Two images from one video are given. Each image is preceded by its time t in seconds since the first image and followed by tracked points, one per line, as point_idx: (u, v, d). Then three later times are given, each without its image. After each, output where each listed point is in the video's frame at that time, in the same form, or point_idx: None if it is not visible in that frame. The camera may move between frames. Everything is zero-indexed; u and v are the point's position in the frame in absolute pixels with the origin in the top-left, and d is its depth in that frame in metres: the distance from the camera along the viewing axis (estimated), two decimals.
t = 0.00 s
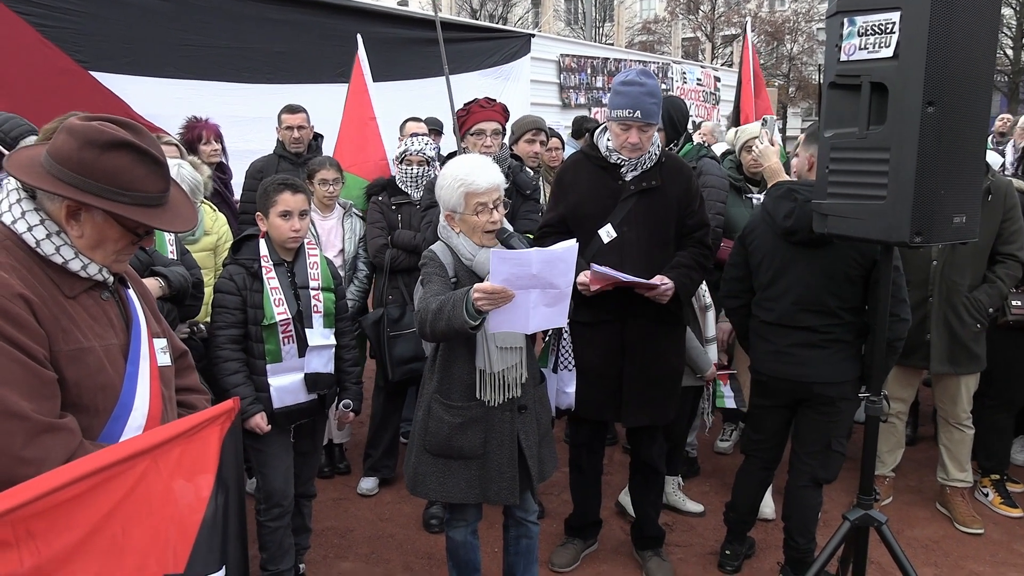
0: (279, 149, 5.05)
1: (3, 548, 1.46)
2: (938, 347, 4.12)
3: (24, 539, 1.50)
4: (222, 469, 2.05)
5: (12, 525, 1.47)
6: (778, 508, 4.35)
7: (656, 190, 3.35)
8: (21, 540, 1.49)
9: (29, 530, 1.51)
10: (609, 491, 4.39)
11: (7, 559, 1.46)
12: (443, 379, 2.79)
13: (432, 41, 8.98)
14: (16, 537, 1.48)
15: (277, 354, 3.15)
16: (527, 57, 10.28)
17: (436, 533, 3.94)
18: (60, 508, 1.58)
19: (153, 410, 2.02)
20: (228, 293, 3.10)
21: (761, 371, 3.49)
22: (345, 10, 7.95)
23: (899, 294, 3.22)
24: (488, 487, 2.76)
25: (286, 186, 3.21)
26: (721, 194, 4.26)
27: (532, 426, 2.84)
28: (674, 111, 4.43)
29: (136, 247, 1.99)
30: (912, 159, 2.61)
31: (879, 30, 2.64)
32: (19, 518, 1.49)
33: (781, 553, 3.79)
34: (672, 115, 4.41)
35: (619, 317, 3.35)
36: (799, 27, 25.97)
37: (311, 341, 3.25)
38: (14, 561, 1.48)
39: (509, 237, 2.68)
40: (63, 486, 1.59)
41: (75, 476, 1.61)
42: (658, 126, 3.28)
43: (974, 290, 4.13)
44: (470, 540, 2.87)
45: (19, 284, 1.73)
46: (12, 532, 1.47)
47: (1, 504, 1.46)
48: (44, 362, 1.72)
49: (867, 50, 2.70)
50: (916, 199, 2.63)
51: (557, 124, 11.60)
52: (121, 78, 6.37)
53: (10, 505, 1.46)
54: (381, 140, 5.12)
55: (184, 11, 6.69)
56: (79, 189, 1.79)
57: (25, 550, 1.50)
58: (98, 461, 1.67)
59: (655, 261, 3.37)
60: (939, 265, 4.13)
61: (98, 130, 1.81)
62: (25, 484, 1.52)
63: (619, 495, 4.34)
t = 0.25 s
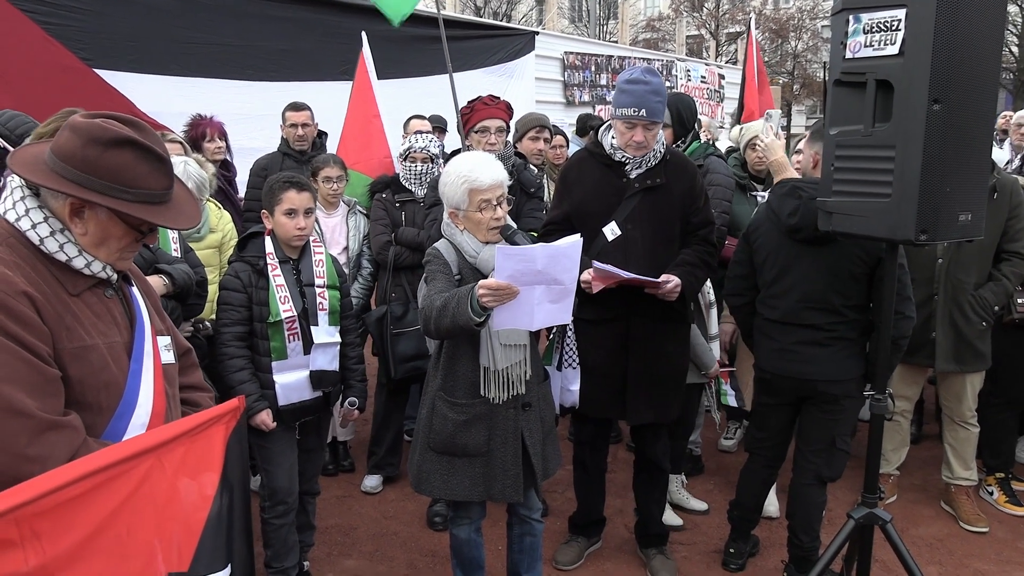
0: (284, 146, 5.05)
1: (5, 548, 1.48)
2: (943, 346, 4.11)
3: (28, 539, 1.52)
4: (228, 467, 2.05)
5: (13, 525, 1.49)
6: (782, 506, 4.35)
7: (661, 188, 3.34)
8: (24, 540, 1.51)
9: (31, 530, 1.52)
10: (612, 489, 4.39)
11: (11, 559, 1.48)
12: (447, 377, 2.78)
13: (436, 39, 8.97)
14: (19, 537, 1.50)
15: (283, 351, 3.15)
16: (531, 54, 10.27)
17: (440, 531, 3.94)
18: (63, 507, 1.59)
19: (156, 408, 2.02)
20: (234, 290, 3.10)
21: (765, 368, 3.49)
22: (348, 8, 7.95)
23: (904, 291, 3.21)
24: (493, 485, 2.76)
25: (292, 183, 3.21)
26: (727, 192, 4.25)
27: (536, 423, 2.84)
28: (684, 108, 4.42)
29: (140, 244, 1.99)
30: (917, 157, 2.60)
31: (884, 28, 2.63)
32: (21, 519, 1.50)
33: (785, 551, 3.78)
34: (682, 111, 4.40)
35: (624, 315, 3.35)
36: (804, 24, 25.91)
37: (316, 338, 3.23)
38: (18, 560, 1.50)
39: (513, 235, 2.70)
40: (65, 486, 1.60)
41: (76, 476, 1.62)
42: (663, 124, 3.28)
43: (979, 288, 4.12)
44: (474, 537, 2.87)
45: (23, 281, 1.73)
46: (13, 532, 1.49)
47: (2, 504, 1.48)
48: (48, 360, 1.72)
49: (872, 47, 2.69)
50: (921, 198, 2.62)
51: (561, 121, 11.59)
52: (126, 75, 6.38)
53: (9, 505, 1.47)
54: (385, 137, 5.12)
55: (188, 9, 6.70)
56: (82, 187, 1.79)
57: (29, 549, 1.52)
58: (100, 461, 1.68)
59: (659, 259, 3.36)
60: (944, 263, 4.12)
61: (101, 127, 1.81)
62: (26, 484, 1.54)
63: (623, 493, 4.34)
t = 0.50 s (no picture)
0: (285, 144, 5.05)
1: (9, 544, 1.46)
2: (945, 344, 4.11)
3: (31, 534, 1.50)
4: (225, 462, 2.05)
5: (16, 519, 1.47)
6: (784, 504, 4.35)
7: (663, 186, 3.34)
8: (27, 535, 1.49)
9: (33, 524, 1.51)
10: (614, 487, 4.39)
11: (13, 555, 1.46)
12: (448, 375, 2.78)
13: (438, 37, 8.97)
14: (22, 532, 1.48)
15: (285, 350, 3.15)
16: (533, 52, 10.26)
17: (442, 529, 3.95)
18: (64, 502, 1.58)
19: (158, 406, 2.02)
20: (236, 288, 3.10)
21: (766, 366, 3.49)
22: (350, 6, 7.94)
23: (906, 289, 3.21)
24: (494, 483, 2.76)
25: (294, 181, 3.21)
26: (729, 190, 4.25)
27: (537, 421, 2.84)
28: (687, 105, 4.42)
29: (141, 243, 1.99)
30: (919, 155, 2.59)
31: (886, 26, 2.63)
32: (24, 513, 1.49)
33: (787, 549, 3.78)
34: (685, 109, 4.38)
35: (626, 313, 3.35)
36: (805, 22, 25.87)
37: (318, 336, 3.23)
38: (21, 556, 1.47)
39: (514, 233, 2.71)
40: (66, 479, 1.59)
41: (78, 469, 1.61)
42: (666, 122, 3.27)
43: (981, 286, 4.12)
44: (476, 536, 2.86)
45: (23, 279, 1.73)
46: (16, 527, 1.47)
47: (6, 497, 1.46)
48: (49, 358, 1.73)
49: (874, 45, 2.68)
50: (923, 195, 2.62)
51: (562, 119, 11.58)
52: (127, 73, 6.38)
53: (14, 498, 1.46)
54: (387, 135, 5.12)
55: (190, 7, 6.70)
56: (84, 185, 1.79)
57: (32, 545, 1.50)
58: (100, 454, 1.67)
59: (661, 257, 3.36)
60: (946, 261, 4.11)
61: (103, 126, 1.81)
62: (28, 478, 1.53)
63: (624, 492, 4.34)
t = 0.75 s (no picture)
0: (284, 144, 5.05)
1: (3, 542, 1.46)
2: (942, 343, 4.11)
3: (26, 532, 1.50)
4: (219, 460, 2.04)
5: (11, 517, 1.47)
6: (781, 504, 4.35)
7: (661, 186, 3.34)
8: (22, 534, 1.49)
9: (28, 523, 1.50)
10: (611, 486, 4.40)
11: (9, 553, 1.46)
12: (446, 375, 2.79)
13: (436, 37, 8.97)
14: (17, 530, 1.48)
15: (281, 350, 3.15)
16: (531, 52, 10.26)
17: (439, 529, 3.95)
18: (58, 500, 1.57)
19: (154, 406, 2.02)
20: (233, 287, 3.11)
21: (764, 366, 3.48)
22: (348, 6, 7.94)
23: (903, 289, 3.22)
24: (493, 482, 2.76)
25: (292, 180, 3.21)
26: (727, 189, 4.25)
27: (535, 420, 2.84)
28: (684, 106, 4.42)
29: (137, 242, 1.99)
30: (916, 155, 2.60)
31: (883, 25, 2.63)
32: (19, 511, 1.49)
33: (784, 548, 3.79)
34: (682, 109, 4.39)
35: (624, 312, 3.35)
36: (803, 22, 25.89)
37: (316, 336, 3.24)
38: (17, 554, 1.48)
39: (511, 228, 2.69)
40: (61, 478, 1.58)
41: (72, 467, 1.60)
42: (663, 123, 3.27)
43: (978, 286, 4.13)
44: (473, 535, 2.86)
45: (20, 279, 1.73)
46: (11, 525, 1.47)
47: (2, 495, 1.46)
48: (45, 357, 1.72)
49: (871, 45, 2.68)
50: (919, 196, 2.63)
51: (560, 119, 11.59)
52: (125, 73, 6.38)
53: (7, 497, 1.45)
54: (386, 135, 5.12)
55: (187, 6, 6.69)
56: (79, 185, 1.78)
57: (27, 543, 1.50)
58: (95, 453, 1.66)
59: (658, 257, 3.37)
60: (943, 261, 4.12)
61: (99, 125, 1.81)
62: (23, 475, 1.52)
63: (622, 492, 4.34)
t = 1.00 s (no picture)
0: (281, 144, 5.05)
1: (5, 524, 1.41)
2: (938, 344, 4.12)
3: (27, 514, 1.46)
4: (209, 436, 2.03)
5: (13, 498, 1.43)
6: (778, 504, 4.36)
7: (658, 186, 3.34)
8: (23, 515, 1.45)
9: (28, 504, 1.46)
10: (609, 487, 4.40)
11: (11, 535, 1.42)
12: (445, 375, 2.79)
13: (434, 37, 8.97)
14: (19, 512, 1.44)
15: (277, 350, 3.15)
16: (528, 53, 10.27)
17: (436, 529, 3.95)
18: (57, 480, 1.53)
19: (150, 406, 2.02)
20: (229, 288, 3.10)
21: (761, 366, 3.49)
22: (345, 6, 7.95)
23: (899, 289, 3.22)
24: (495, 482, 2.76)
25: (289, 181, 3.22)
26: (723, 189, 4.27)
27: (533, 420, 2.84)
28: (680, 106, 4.44)
29: (133, 242, 1.99)
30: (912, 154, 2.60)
31: (879, 26, 2.64)
32: (20, 492, 1.44)
33: (781, 548, 3.79)
34: (678, 109, 4.41)
35: (622, 312, 3.35)
36: (801, 23, 25.92)
37: (312, 336, 3.25)
38: (19, 536, 1.44)
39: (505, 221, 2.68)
40: (61, 456, 1.54)
41: (71, 446, 1.56)
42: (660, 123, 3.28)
43: (974, 286, 4.14)
44: (470, 535, 2.87)
45: (15, 279, 1.73)
46: (11, 506, 1.42)
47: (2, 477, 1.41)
48: (41, 357, 1.72)
49: (867, 46, 2.69)
50: (916, 195, 2.63)
51: (557, 119, 11.60)
52: (123, 73, 6.38)
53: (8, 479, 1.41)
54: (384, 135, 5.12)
55: (185, 7, 6.70)
56: (74, 184, 1.78)
57: (28, 525, 1.45)
58: (92, 431, 1.62)
59: (655, 257, 3.37)
60: (940, 261, 4.13)
61: (94, 125, 1.81)
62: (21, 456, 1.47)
63: (619, 492, 4.34)
